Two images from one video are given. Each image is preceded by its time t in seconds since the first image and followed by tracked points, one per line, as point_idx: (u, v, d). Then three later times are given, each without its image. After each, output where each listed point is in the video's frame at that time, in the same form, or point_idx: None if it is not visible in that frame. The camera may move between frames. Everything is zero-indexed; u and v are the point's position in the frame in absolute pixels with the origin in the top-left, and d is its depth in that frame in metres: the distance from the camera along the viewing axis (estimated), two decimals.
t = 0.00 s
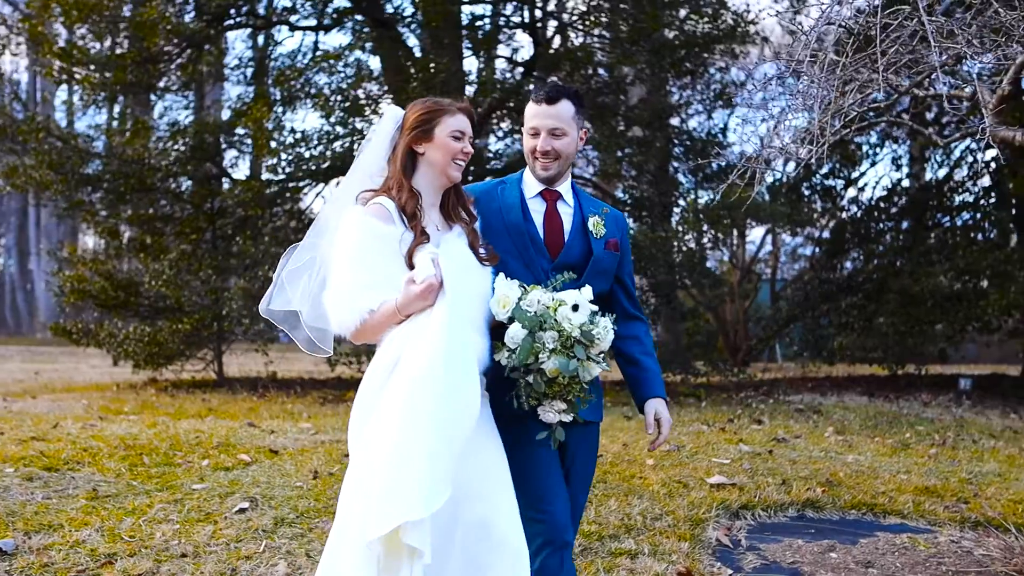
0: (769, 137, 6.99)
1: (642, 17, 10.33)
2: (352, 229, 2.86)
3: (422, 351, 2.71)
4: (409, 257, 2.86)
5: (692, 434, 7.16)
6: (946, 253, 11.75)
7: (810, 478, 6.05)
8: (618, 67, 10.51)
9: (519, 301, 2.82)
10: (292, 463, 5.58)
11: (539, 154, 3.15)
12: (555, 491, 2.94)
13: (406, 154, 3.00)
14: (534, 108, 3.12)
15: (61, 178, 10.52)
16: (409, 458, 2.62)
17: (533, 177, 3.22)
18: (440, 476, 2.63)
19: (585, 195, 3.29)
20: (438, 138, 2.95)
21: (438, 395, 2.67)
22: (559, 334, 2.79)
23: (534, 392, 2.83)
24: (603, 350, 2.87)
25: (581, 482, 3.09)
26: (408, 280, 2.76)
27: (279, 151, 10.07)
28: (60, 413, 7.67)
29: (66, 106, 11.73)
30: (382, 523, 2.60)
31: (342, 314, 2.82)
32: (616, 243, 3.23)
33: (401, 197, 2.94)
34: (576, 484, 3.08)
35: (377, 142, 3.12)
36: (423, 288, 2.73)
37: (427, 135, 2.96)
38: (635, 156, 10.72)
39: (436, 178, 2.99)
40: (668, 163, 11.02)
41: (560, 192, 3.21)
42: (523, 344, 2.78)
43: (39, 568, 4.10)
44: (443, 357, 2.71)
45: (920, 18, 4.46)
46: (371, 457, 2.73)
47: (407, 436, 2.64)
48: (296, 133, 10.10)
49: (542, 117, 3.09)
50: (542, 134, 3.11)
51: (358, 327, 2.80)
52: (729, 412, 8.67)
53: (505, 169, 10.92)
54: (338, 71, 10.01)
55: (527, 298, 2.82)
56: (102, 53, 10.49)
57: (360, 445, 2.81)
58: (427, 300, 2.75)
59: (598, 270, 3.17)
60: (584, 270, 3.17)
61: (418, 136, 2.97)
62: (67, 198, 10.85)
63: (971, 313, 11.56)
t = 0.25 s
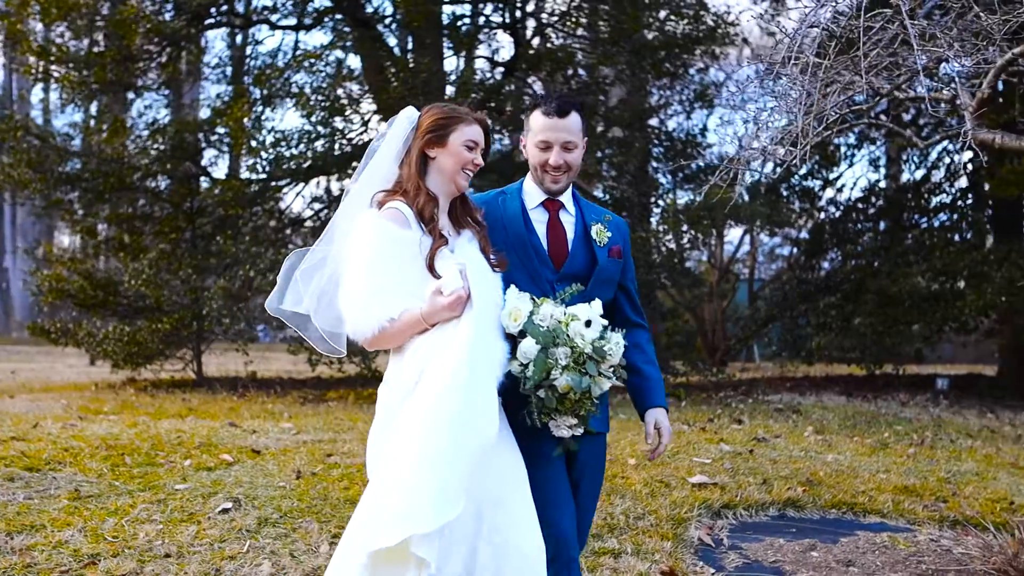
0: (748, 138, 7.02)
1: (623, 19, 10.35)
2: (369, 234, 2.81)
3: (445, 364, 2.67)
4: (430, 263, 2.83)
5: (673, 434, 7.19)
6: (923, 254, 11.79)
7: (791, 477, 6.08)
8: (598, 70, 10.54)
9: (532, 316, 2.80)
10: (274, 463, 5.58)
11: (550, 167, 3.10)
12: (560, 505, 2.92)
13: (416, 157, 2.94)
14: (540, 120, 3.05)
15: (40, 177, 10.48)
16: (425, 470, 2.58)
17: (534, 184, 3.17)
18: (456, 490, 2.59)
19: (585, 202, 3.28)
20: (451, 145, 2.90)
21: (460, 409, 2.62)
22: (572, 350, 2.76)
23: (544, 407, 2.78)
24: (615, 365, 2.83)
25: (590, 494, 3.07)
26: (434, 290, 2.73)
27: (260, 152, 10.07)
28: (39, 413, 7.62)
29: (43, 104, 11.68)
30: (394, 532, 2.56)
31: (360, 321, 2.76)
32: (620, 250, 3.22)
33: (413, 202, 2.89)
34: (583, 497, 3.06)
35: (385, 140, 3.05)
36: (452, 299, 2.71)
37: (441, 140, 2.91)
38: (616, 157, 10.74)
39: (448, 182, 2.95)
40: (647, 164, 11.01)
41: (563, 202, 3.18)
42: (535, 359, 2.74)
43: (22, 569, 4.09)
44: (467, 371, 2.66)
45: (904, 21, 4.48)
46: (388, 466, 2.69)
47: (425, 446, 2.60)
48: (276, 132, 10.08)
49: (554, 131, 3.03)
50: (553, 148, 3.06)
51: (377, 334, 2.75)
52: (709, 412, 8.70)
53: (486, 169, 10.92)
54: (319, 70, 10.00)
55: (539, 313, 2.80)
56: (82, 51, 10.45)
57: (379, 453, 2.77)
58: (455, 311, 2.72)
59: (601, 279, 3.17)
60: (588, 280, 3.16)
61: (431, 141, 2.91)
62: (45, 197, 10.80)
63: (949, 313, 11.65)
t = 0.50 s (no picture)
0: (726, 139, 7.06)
1: (603, 19, 10.37)
2: (374, 229, 2.78)
3: (458, 361, 2.64)
4: (438, 258, 2.81)
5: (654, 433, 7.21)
6: (899, 255, 11.83)
7: (770, 476, 6.12)
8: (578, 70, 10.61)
9: (546, 330, 2.82)
10: (256, 463, 5.58)
11: (560, 178, 3.11)
12: (564, 516, 2.93)
13: (426, 154, 2.93)
14: (550, 132, 3.04)
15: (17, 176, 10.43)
16: (444, 469, 2.56)
17: (539, 192, 3.19)
18: (478, 486, 2.58)
19: (586, 206, 3.31)
20: (462, 143, 2.90)
21: (476, 405, 2.59)
22: (584, 368, 2.79)
23: (552, 421, 2.82)
24: (623, 383, 2.88)
25: (613, 493, 3.15)
26: (441, 284, 2.69)
27: (240, 151, 10.04)
28: (17, 413, 7.56)
29: (19, 102, 11.61)
30: (420, 533, 2.55)
31: (366, 317, 2.73)
32: (621, 254, 3.26)
33: (421, 199, 2.88)
34: (605, 494, 3.13)
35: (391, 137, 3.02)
36: (459, 293, 2.66)
37: (451, 138, 2.90)
38: (596, 157, 10.74)
39: (456, 181, 2.93)
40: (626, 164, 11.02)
41: (564, 208, 3.22)
42: (550, 378, 2.77)
43: (3, 569, 4.07)
44: (481, 365, 2.63)
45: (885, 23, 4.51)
46: (407, 462, 2.67)
47: (441, 445, 2.57)
48: (255, 131, 10.06)
49: (566, 144, 3.03)
50: (564, 159, 3.07)
51: (384, 331, 2.71)
52: (688, 411, 8.72)
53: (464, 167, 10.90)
54: (298, 69, 9.96)
55: (555, 327, 2.82)
56: (60, 49, 10.39)
57: (396, 448, 2.75)
58: (460, 306, 2.68)
59: (604, 286, 3.21)
60: (591, 287, 3.20)
61: (441, 139, 2.91)
62: (22, 196, 10.74)
63: (925, 313, 11.76)
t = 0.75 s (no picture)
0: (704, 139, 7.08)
1: (582, 19, 10.38)
2: (375, 224, 2.81)
3: (463, 357, 2.68)
4: (439, 254, 2.83)
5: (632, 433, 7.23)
6: (875, 256, 11.89)
7: (748, 476, 6.15)
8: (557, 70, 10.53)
9: (550, 334, 2.87)
10: (235, 463, 5.56)
11: (567, 181, 3.16)
12: (557, 520, 2.99)
13: (431, 149, 2.95)
14: (561, 136, 3.08)
15: None
16: (464, 465, 2.61)
17: (540, 192, 3.22)
18: (497, 478, 2.64)
19: (586, 206, 3.34)
20: (467, 140, 2.92)
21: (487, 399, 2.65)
22: (588, 373, 2.85)
23: (554, 426, 2.87)
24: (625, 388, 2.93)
25: (632, 479, 3.15)
26: (439, 277, 2.72)
27: (217, 150, 10.01)
28: None
29: None
30: (448, 530, 2.60)
31: (366, 311, 2.77)
32: (621, 254, 3.30)
33: (425, 194, 2.89)
34: (625, 482, 3.12)
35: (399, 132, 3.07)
36: (456, 285, 2.69)
37: (457, 133, 2.92)
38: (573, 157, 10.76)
39: (458, 176, 2.96)
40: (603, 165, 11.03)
41: (565, 207, 3.26)
42: (554, 382, 2.84)
43: None
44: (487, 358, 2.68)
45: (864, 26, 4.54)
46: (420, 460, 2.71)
47: (458, 442, 2.62)
48: (232, 130, 10.03)
49: (578, 149, 3.08)
50: (573, 163, 3.12)
51: (384, 324, 2.75)
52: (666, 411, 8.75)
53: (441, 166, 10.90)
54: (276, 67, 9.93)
55: (560, 331, 2.87)
56: (34, 46, 10.32)
57: (402, 445, 2.79)
58: (457, 300, 2.71)
59: (605, 286, 3.24)
60: (591, 287, 3.23)
61: (447, 134, 2.93)
62: None
63: (900, 313, 11.86)
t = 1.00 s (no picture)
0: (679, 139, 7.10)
1: (558, 20, 10.41)
2: (373, 223, 2.82)
3: (465, 355, 2.72)
4: (438, 254, 2.85)
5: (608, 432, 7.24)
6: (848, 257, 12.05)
7: (723, 475, 6.18)
8: (533, 69, 10.52)
9: (551, 334, 2.91)
10: (212, 463, 5.54)
11: (570, 175, 3.22)
12: (548, 518, 3.04)
13: (431, 147, 2.94)
14: (568, 132, 3.14)
15: None
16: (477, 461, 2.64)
17: (540, 183, 3.26)
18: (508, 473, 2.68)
19: (582, 197, 3.40)
20: (469, 140, 2.92)
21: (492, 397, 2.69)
22: (589, 373, 2.89)
23: (556, 425, 2.92)
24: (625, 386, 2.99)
25: (635, 463, 3.16)
26: (440, 278, 2.76)
27: (193, 149, 9.97)
28: None
29: None
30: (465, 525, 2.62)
31: (365, 311, 2.78)
32: (618, 245, 3.36)
33: (422, 191, 2.91)
34: (626, 465, 3.14)
35: (400, 130, 3.06)
36: (458, 285, 2.73)
37: (460, 133, 2.91)
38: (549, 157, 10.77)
39: (458, 177, 2.95)
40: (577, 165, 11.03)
41: (562, 200, 3.32)
42: (557, 383, 2.88)
43: None
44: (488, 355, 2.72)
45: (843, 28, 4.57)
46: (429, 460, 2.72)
47: (469, 438, 2.65)
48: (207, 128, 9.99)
49: (587, 146, 3.15)
50: (579, 159, 3.19)
51: (383, 325, 2.78)
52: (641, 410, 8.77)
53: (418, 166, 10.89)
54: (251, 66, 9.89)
55: (560, 331, 2.91)
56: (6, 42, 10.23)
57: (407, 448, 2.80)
58: (456, 301, 2.75)
59: (602, 277, 3.30)
60: (588, 277, 3.29)
61: (449, 133, 2.92)
62: None
63: (873, 313, 11.94)
